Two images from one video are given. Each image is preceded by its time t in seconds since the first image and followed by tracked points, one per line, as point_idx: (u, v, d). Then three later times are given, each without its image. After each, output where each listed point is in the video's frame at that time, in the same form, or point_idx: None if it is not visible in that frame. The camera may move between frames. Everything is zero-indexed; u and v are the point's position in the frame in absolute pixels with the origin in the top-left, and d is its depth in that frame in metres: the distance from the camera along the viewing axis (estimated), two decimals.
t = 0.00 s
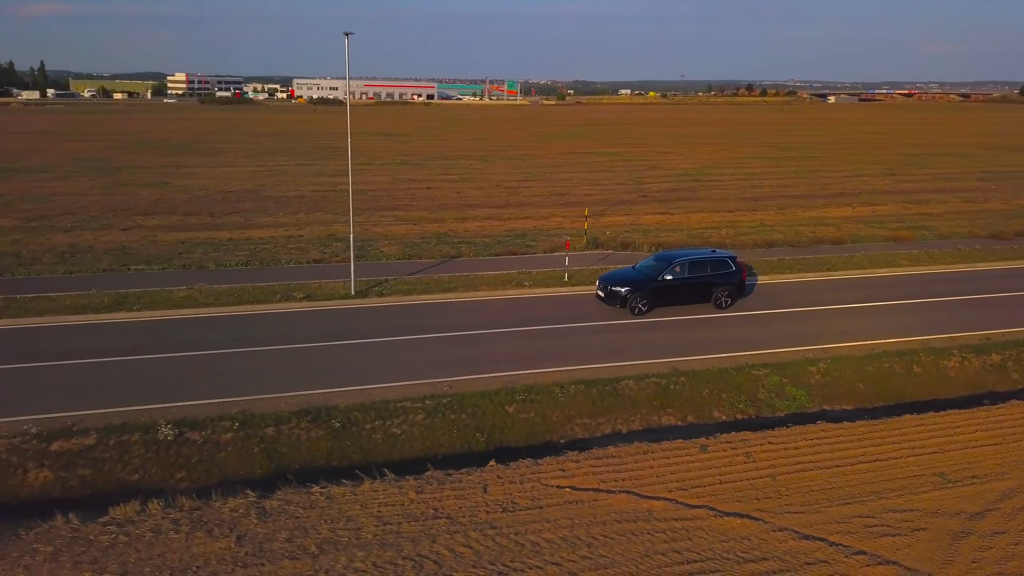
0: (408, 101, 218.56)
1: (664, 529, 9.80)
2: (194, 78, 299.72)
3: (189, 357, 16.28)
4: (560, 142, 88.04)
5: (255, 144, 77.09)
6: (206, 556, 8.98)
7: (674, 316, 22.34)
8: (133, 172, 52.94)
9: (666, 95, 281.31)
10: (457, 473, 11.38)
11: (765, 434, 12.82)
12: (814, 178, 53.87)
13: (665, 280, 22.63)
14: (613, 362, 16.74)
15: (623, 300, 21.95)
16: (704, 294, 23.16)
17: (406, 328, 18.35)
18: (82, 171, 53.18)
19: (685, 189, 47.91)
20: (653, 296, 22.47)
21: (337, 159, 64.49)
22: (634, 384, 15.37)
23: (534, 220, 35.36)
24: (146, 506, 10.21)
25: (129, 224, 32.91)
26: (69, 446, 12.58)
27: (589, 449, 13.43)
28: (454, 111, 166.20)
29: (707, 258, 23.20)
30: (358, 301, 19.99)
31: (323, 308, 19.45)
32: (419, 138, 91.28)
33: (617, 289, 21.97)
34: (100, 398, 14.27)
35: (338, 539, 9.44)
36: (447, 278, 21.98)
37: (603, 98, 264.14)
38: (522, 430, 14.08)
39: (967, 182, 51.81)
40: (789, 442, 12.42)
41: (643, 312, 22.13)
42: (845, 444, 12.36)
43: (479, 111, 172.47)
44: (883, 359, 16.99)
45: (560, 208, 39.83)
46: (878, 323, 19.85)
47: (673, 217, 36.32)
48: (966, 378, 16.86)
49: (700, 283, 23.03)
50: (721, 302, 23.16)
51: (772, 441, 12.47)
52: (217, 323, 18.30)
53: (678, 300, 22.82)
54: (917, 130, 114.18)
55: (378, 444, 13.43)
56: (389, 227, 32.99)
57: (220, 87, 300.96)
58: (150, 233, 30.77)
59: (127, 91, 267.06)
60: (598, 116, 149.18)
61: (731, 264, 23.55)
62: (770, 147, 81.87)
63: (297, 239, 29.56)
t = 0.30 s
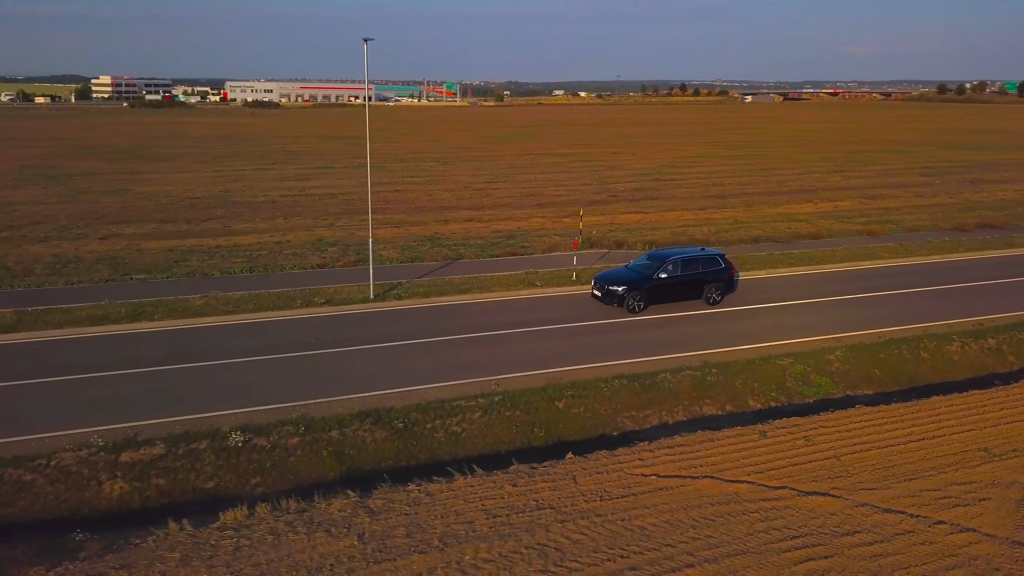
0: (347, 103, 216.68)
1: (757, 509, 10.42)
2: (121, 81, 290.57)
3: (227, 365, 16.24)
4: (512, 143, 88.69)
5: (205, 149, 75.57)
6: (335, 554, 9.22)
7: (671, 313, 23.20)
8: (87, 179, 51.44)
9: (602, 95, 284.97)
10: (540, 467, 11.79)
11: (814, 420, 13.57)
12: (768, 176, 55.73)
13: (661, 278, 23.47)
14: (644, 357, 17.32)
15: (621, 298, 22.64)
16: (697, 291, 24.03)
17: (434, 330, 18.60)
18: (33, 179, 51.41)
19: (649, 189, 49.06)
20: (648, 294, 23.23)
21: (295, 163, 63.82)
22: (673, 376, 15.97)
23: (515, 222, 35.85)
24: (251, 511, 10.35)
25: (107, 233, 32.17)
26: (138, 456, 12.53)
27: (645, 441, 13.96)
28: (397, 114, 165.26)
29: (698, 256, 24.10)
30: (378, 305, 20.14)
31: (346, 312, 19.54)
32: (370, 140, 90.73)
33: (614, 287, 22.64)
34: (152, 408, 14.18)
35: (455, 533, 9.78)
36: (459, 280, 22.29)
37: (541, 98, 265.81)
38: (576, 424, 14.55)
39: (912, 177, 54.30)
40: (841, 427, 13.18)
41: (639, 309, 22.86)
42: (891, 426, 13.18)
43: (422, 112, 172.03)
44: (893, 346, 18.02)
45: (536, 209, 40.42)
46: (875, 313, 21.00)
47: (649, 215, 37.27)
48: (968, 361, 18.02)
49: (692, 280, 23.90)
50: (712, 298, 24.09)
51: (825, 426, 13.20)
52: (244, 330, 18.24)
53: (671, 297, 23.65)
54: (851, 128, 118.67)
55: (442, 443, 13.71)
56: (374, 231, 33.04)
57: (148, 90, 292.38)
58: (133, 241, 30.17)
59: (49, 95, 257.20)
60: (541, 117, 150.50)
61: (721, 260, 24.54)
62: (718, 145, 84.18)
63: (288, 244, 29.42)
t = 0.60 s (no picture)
0: (292, 105, 213.76)
1: (809, 484, 11.18)
2: (53, 83, 281.27)
3: (257, 367, 16.40)
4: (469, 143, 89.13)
5: (159, 153, 74.14)
6: (429, 540, 9.65)
7: (662, 308, 24.00)
8: (45, 185, 50.15)
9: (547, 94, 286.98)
10: (596, 453, 12.36)
11: (836, 402, 14.42)
12: (727, 173, 57.38)
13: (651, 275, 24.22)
14: (659, 348, 18.04)
15: (614, 295, 23.32)
16: (684, 286, 24.85)
17: (451, 327, 19.01)
18: None
19: (616, 187, 50.12)
20: (639, 290, 23.95)
21: (256, 166, 63.20)
22: (692, 364, 16.72)
23: (495, 222, 36.40)
24: (332, 504, 10.70)
25: (85, 240, 31.66)
26: (195, 458, 12.71)
27: (678, 427, 14.64)
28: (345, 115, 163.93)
29: (684, 252, 24.89)
30: (391, 305, 20.44)
31: (360, 312, 19.81)
32: (325, 142, 90.05)
33: (607, 285, 23.32)
34: (195, 411, 14.34)
35: (536, 516, 10.29)
36: (464, 280, 22.74)
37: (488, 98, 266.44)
38: (609, 414, 15.15)
39: (865, 173, 56.43)
40: (862, 408, 14.06)
41: (631, 306, 23.57)
42: (908, 406, 14.11)
43: (371, 114, 170.90)
44: (887, 332, 19.11)
45: (511, 209, 41.03)
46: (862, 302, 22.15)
47: (623, 213, 38.20)
48: (957, 344, 19.20)
49: (679, 276, 24.69)
50: (699, 293, 24.93)
51: (847, 408, 14.07)
52: (264, 332, 18.37)
53: (661, 293, 24.43)
54: (795, 126, 122.22)
55: (486, 435, 14.15)
56: (358, 233, 33.20)
57: (82, 92, 283.62)
58: (116, 248, 29.79)
59: None
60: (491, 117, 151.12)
61: (706, 255, 25.43)
62: (672, 144, 86.00)
63: (277, 248, 29.42)
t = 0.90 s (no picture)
0: (229, 108, 210.00)
1: (839, 455, 12.21)
2: None
3: (284, 368, 16.76)
4: (420, 146, 89.37)
5: (104, 158, 72.38)
6: (511, 519, 10.32)
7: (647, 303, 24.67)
8: None
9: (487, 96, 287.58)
10: (636, 436, 13.18)
11: (842, 383, 15.55)
12: (680, 172, 59.13)
13: (636, 272, 24.76)
14: (664, 339, 18.99)
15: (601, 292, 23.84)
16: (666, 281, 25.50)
17: (462, 325, 19.63)
18: None
19: (577, 188, 51.25)
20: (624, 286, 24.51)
21: (211, 171, 62.38)
22: (700, 353, 17.70)
23: (470, 223, 37.05)
24: (406, 490, 11.27)
25: (59, 248, 31.14)
26: (250, 454, 13.08)
27: (698, 411, 15.57)
28: (286, 118, 161.79)
29: (666, 248, 25.52)
30: (399, 304, 20.93)
31: (370, 313, 20.24)
32: (274, 146, 89.10)
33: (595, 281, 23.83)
34: (236, 412, 14.66)
35: (601, 493, 11.06)
36: (463, 279, 23.35)
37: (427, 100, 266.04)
38: (631, 401, 16.00)
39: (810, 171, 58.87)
40: (867, 387, 15.23)
41: (618, 301, 24.12)
42: (909, 385, 15.33)
43: (313, 116, 169.08)
44: (869, 319, 20.46)
45: (481, 210, 41.71)
46: (839, 292, 23.55)
47: (593, 212, 39.26)
48: (933, 328, 20.69)
49: (662, 272, 25.33)
50: (680, 287, 25.62)
51: (854, 388, 15.21)
52: (281, 334, 18.67)
53: (644, 289, 25.05)
54: (734, 125, 125.70)
55: (521, 424, 14.84)
56: (338, 237, 33.43)
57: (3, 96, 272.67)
58: (95, 255, 29.43)
59: None
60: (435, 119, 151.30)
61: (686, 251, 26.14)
62: (620, 145, 87.83)
63: (262, 252, 29.48)
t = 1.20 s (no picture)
0: (174, 113, 205.86)
1: (848, 433, 13.18)
2: None
3: (302, 368, 17.18)
4: (379, 150, 89.32)
5: (58, 165, 70.84)
6: (560, 499, 11.05)
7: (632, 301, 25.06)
8: None
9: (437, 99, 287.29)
10: (657, 422, 14.00)
11: (836, 369, 16.62)
12: (642, 173, 60.50)
13: (620, 271, 25.10)
14: (661, 333, 19.89)
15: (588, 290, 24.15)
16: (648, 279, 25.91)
17: (466, 324, 20.25)
18: None
19: (544, 190, 52.13)
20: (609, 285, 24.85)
21: (172, 177, 61.68)
22: (699, 344, 18.62)
23: (448, 226, 37.62)
24: (453, 477, 11.89)
25: (37, 257, 30.80)
26: (289, 449, 13.54)
27: (704, 399, 16.47)
28: (236, 122, 159.62)
29: (647, 247, 25.98)
30: (401, 305, 21.44)
31: (375, 314, 20.72)
32: (231, 151, 88.14)
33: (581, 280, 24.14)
34: (265, 410, 15.07)
35: (637, 473, 11.84)
36: (457, 280, 23.95)
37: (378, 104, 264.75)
38: (640, 391, 16.82)
39: (766, 171, 60.80)
40: (860, 373, 16.32)
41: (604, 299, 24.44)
42: (898, 370, 16.45)
43: (264, 120, 167.10)
44: (849, 310, 21.68)
45: (455, 213, 42.27)
46: (815, 286, 24.79)
47: (566, 213, 40.18)
48: (907, 317, 22.03)
49: (644, 270, 25.74)
50: (662, 285, 26.06)
51: (847, 373, 16.28)
52: (291, 336, 19.05)
53: (629, 287, 25.42)
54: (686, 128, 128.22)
55: (541, 414, 15.54)
56: (320, 241, 33.69)
57: None
58: (77, 263, 29.21)
59: None
60: (389, 123, 150.89)
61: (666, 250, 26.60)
62: (578, 148, 89.10)
63: (247, 257, 29.63)
